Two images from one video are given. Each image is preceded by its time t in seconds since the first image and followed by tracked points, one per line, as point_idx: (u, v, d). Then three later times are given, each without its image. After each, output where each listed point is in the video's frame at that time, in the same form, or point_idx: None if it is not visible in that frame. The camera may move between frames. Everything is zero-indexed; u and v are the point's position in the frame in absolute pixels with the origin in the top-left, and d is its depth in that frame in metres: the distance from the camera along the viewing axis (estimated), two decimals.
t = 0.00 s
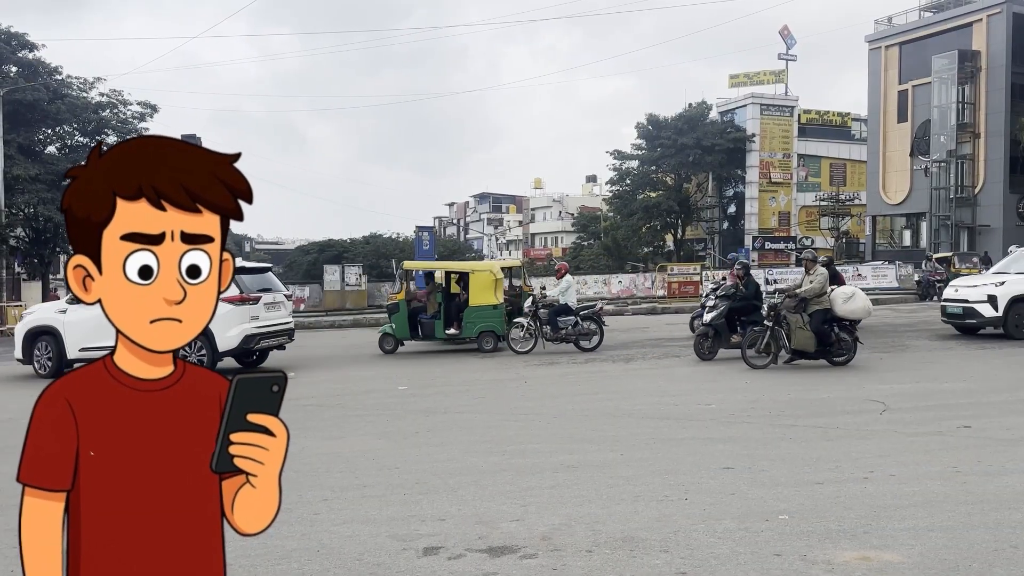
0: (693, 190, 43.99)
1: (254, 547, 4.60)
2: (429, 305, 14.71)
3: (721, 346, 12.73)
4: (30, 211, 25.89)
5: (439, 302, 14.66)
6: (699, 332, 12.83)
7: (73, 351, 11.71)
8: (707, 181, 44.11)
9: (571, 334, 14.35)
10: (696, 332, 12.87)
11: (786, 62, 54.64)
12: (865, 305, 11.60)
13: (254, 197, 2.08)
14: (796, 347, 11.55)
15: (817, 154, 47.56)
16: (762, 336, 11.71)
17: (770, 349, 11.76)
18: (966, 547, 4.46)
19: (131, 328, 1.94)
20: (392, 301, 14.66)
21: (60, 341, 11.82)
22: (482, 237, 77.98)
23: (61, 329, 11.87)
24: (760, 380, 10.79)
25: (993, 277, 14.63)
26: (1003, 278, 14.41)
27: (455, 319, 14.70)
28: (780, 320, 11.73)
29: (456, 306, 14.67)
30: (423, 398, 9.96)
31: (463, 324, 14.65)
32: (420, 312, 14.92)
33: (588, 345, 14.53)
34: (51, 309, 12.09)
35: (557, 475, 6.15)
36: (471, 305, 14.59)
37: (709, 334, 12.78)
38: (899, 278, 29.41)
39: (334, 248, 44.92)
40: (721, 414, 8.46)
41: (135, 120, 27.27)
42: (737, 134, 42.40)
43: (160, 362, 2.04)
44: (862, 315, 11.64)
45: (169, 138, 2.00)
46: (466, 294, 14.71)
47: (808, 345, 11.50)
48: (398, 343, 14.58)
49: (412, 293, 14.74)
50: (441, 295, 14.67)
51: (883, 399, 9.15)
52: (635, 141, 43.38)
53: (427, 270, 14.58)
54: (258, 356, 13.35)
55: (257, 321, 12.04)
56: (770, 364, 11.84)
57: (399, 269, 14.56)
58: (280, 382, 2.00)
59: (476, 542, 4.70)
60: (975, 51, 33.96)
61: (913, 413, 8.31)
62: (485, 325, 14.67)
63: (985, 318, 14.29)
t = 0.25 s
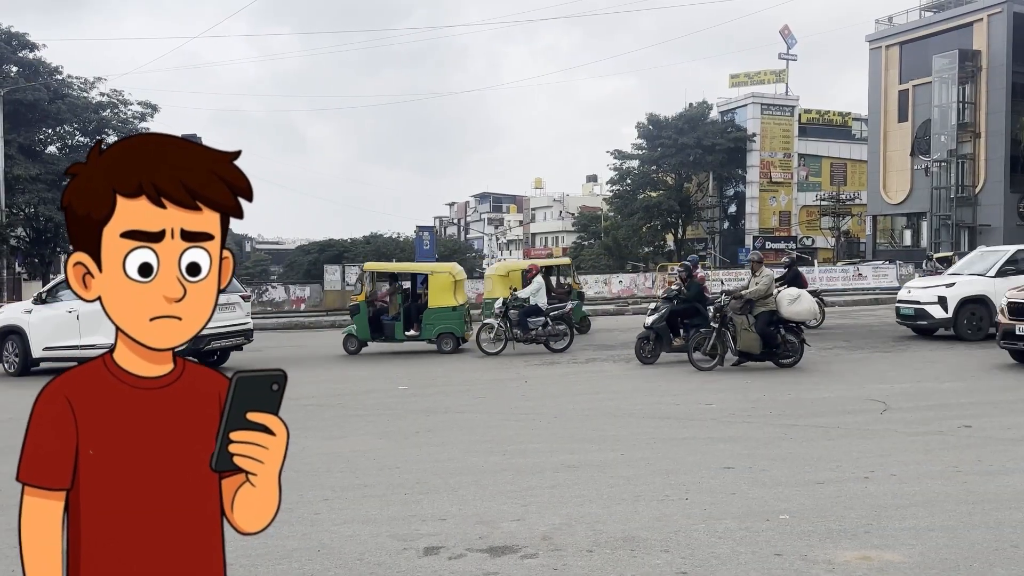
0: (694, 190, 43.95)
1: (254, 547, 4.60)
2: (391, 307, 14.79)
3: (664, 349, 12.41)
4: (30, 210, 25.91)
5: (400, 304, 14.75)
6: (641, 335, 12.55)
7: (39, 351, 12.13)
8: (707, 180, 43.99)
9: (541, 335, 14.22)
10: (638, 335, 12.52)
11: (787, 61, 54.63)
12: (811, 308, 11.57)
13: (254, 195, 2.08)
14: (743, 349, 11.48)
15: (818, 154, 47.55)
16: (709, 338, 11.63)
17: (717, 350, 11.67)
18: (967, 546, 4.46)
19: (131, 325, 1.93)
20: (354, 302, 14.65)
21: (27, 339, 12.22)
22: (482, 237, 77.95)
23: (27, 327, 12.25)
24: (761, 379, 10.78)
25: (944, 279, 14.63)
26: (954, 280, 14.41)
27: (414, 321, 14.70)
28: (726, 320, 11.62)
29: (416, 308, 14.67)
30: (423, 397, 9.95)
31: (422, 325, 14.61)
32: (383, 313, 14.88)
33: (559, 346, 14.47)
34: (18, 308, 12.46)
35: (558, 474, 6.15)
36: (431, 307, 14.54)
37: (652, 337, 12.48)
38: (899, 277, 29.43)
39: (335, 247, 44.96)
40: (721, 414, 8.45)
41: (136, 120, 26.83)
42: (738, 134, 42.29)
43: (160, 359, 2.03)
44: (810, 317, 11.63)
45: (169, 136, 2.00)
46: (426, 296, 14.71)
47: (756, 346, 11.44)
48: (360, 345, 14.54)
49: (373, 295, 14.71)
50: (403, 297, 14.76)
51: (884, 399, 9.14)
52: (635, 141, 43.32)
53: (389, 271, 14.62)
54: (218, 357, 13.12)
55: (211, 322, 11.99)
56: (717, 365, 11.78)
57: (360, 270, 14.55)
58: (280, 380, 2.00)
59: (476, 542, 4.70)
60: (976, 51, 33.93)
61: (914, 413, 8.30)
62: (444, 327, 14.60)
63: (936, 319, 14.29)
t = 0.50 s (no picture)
0: (694, 190, 43.93)
1: (255, 547, 4.60)
2: (354, 308, 14.75)
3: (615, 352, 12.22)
4: (31, 211, 25.97)
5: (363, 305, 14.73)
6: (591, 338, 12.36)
7: (11, 350, 12.68)
8: (708, 180, 43.82)
9: (515, 336, 14.27)
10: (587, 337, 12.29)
11: (787, 61, 54.66)
12: (770, 307, 11.46)
13: (254, 193, 2.09)
14: (700, 351, 11.49)
15: (818, 154, 47.60)
16: (668, 340, 11.61)
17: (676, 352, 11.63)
18: (967, 546, 4.46)
19: (129, 322, 1.93)
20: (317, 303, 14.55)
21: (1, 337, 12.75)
22: (483, 237, 77.94)
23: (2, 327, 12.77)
24: (760, 380, 10.78)
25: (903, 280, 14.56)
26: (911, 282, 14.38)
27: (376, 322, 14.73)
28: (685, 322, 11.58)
29: (378, 310, 14.68)
30: (424, 398, 9.96)
31: (384, 327, 14.62)
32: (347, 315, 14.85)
33: (532, 346, 14.42)
34: None
35: (558, 474, 6.15)
36: (392, 308, 14.54)
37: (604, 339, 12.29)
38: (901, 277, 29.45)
39: (335, 247, 44.98)
40: (722, 414, 8.45)
41: (136, 120, 27.05)
42: (739, 134, 42.67)
43: (160, 358, 2.04)
44: (767, 319, 11.51)
45: (169, 133, 2.00)
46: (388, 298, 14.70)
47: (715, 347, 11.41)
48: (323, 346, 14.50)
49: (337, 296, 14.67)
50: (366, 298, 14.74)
51: (884, 399, 9.14)
52: (636, 140, 43.27)
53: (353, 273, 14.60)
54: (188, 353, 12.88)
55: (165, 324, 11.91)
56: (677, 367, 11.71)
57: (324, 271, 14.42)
58: (280, 379, 2.01)
59: (477, 542, 4.70)
60: (976, 51, 33.92)
61: (914, 413, 8.30)
62: (405, 328, 14.58)
63: (891, 322, 14.31)
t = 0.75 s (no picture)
0: (695, 190, 43.91)
1: (256, 548, 4.62)
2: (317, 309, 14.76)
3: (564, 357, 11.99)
4: (31, 211, 26.01)
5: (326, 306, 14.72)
6: (539, 343, 12.04)
7: None
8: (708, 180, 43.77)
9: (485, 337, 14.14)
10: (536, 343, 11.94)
11: (788, 61, 54.68)
12: (732, 308, 11.41)
13: (254, 191, 2.09)
14: (663, 352, 11.36)
15: (818, 154, 47.67)
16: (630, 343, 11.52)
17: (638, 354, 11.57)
18: (968, 546, 4.47)
19: (129, 319, 1.94)
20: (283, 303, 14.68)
21: None
22: (483, 237, 77.91)
23: None
24: (761, 380, 10.79)
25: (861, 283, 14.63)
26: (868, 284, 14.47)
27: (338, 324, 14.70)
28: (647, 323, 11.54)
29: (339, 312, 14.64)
30: (425, 398, 9.97)
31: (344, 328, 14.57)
32: (312, 316, 14.91)
33: (504, 349, 14.34)
34: None
35: (558, 474, 6.17)
36: (351, 310, 14.45)
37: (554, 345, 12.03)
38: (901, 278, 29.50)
39: (336, 248, 45.04)
40: (722, 414, 8.46)
41: (137, 120, 27.09)
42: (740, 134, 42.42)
43: (160, 355, 2.05)
44: (729, 319, 11.45)
45: (169, 130, 2.01)
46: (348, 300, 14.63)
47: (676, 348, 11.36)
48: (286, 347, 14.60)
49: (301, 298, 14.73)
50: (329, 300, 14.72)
51: (884, 400, 9.15)
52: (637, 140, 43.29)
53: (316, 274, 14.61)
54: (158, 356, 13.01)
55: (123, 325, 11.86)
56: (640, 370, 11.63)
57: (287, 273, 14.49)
58: (280, 377, 2.01)
59: (478, 542, 4.71)
60: (977, 51, 33.92)
61: (915, 413, 8.31)
62: (364, 330, 14.49)
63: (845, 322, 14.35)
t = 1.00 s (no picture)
0: (695, 191, 43.90)
1: (257, 548, 4.61)
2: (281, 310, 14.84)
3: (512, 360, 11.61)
4: (32, 211, 26.02)
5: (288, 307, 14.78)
6: (485, 346, 11.61)
7: None
8: (709, 180, 43.85)
9: (454, 338, 14.11)
10: (484, 346, 11.43)
11: (788, 61, 54.67)
12: (699, 309, 11.39)
13: (254, 189, 2.09)
14: (630, 354, 11.37)
15: (819, 154, 47.67)
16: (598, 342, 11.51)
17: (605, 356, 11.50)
18: (968, 547, 4.46)
19: (129, 318, 1.94)
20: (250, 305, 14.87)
21: None
22: (484, 237, 77.89)
23: None
24: (762, 380, 10.79)
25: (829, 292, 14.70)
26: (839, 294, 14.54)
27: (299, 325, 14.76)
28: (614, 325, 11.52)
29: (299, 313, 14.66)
30: (425, 398, 9.97)
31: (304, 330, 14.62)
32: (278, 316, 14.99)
33: (472, 350, 14.29)
34: None
35: (559, 474, 6.16)
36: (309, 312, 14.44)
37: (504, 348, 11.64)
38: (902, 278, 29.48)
39: (336, 248, 45.05)
40: (723, 415, 8.46)
41: (138, 121, 27.10)
42: (740, 134, 42.77)
43: (160, 354, 2.04)
44: (695, 321, 11.39)
45: (170, 130, 2.01)
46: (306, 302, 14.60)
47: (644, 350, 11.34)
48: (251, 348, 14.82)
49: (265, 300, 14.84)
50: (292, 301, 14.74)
51: (885, 400, 9.15)
52: (637, 141, 43.26)
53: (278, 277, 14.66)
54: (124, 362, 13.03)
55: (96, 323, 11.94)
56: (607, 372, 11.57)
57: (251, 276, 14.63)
58: (280, 377, 2.01)
59: (478, 542, 4.71)
60: (977, 51, 33.93)
61: (916, 413, 8.31)
62: (322, 332, 14.49)
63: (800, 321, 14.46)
